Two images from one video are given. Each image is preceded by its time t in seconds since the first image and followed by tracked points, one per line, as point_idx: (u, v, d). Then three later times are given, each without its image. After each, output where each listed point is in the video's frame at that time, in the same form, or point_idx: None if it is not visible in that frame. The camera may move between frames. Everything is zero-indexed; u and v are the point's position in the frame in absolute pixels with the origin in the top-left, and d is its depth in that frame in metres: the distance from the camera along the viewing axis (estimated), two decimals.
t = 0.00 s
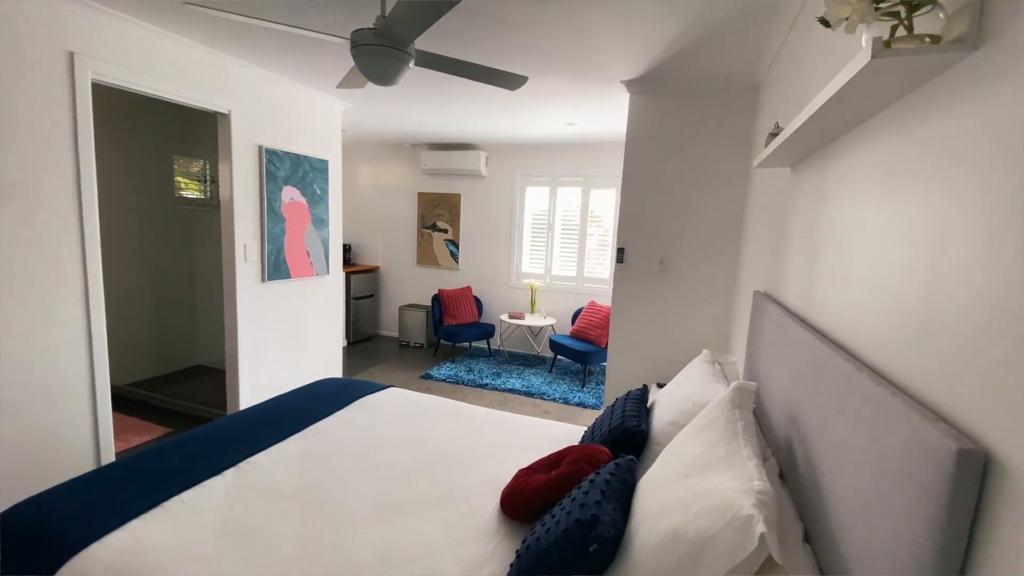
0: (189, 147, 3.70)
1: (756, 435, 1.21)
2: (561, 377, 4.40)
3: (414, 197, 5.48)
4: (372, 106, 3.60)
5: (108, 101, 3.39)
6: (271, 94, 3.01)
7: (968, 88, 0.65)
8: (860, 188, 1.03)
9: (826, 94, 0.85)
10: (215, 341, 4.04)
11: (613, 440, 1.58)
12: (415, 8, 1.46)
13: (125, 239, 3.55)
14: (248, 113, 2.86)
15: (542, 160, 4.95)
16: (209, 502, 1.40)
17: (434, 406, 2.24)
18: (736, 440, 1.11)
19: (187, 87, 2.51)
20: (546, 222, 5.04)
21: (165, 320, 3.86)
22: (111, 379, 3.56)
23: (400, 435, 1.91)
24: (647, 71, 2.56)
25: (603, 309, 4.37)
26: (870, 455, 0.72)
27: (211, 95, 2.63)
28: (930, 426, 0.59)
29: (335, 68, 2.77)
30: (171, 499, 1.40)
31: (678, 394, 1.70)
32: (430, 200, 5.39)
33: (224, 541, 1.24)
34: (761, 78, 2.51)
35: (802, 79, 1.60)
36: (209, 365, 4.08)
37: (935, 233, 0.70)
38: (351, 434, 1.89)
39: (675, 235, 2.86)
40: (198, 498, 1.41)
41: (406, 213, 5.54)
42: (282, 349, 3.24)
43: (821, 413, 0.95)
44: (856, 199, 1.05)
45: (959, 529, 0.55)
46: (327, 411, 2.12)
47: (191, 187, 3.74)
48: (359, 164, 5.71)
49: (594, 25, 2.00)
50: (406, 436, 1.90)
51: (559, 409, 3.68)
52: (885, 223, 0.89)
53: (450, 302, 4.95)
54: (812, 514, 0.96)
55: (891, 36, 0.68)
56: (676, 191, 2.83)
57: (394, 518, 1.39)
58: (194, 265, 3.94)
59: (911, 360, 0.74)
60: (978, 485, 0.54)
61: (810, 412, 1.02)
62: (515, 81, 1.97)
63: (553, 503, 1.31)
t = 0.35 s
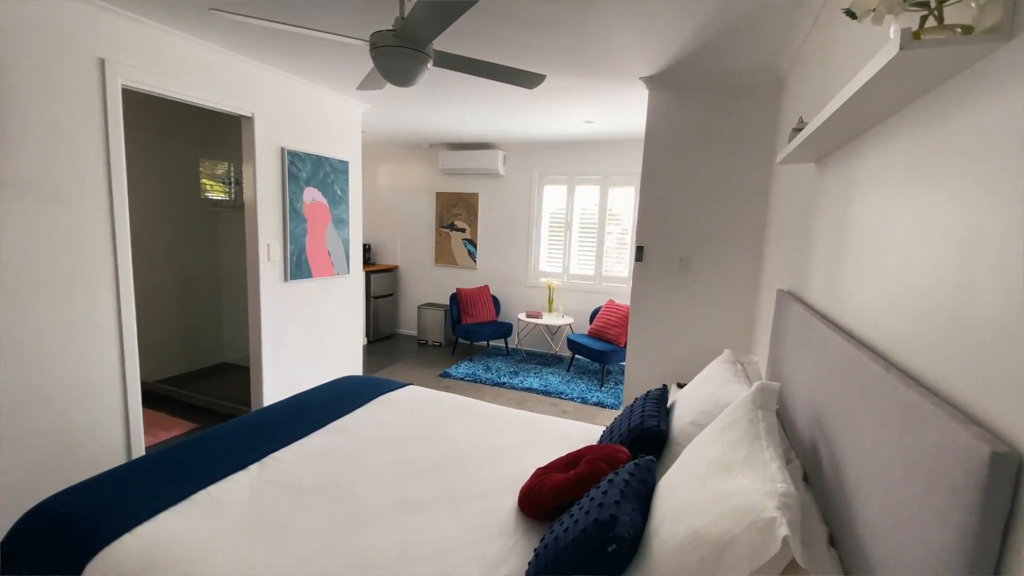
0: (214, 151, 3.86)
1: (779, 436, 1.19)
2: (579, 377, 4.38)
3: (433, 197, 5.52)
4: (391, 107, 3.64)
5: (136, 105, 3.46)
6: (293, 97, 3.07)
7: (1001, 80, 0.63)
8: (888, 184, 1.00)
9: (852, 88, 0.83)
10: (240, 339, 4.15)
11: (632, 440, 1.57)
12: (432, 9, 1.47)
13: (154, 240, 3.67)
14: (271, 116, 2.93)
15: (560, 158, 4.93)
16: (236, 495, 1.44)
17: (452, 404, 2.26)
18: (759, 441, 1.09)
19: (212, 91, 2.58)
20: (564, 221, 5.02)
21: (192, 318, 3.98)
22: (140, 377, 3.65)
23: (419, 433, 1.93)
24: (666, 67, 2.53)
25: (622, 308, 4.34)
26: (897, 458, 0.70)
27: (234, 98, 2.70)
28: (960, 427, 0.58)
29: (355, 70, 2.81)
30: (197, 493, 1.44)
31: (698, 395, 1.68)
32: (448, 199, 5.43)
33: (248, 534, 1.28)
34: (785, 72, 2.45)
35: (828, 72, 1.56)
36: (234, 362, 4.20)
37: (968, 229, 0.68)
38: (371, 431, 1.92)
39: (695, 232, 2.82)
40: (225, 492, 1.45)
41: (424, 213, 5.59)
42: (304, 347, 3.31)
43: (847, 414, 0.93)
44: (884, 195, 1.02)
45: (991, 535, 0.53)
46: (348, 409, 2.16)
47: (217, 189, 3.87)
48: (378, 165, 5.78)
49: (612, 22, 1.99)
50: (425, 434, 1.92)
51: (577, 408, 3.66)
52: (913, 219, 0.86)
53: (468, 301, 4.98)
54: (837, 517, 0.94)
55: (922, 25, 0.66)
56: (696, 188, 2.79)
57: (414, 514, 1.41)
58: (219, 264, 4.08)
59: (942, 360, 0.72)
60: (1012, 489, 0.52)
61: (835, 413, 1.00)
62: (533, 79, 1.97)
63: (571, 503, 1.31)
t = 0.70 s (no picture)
0: (238, 153, 3.94)
1: (802, 438, 1.16)
2: (596, 377, 4.36)
3: (450, 197, 5.56)
4: (409, 108, 3.67)
5: (163, 111, 3.57)
6: (313, 100, 3.13)
7: None
8: (916, 180, 0.98)
9: (879, 82, 0.81)
10: (263, 338, 4.25)
11: (650, 441, 1.56)
12: (450, 12, 1.49)
13: (181, 242, 3.78)
14: (292, 119, 2.99)
15: (577, 157, 4.91)
16: (259, 491, 1.48)
17: (470, 403, 2.27)
18: (781, 443, 1.07)
19: (235, 95, 2.64)
20: (581, 220, 5.00)
21: (217, 317, 4.10)
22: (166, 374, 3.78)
23: (438, 431, 1.95)
24: (685, 64, 2.50)
25: (640, 308, 4.30)
26: (925, 464, 0.68)
27: (257, 102, 2.76)
28: (991, 430, 0.56)
29: (374, 72, 2.85)
30: (221, 488, 1.48)
31: (718, 396, 1.66)
32: (465, 199, 5.45)
33: (269, 528, 1.31)
34: (809, 66, 2.39)
35: (853, 65, 1.53)
36: (257, 361, 4.30)
37: (1001, 226, 0.66)
38: (390, 429, 1.95)
39: (716, 231, 2.77)
40: (250, 487, 1.50)
41: (442, 213, 5.64)
42: (325, 345, 3.37)
43: (873, 416, 0.91)
44: (912, 191, 0.99)
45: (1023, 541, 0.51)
46: (367, 407, 2.20)
47: (239, 191, 3.95)
48: (396, 166, 5.85)
49: (629, 18, 1.97)
50: (443, 432, 1.94)
51: (594, 408, 3.64)
52: (942, 215, 0.84)
53: (485, 301, 5.00)
54: (862, 522, 0.92)
55: (951, 18, 0.64)
56: (716, 186, 2.75)
57: (432, 512, 1.42)
58: (240, 265, 4.16)
59: (972, 361, 0.70)
60: None
61: (861, 416, 0.97)
62: (549, 78, 1.97)
63: (589, 503, 1.31)
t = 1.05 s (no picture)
0: (258, 153, 4.00)
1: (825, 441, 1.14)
2: (613, 377, 4.33)
3: (466, 197, 5.59)
4: (426, 109, 3.71)
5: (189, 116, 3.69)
6: (333, 103, 3.19)
7: None
8: (943, 176, 0.95)
9: (904, 76, 0.79)
10: (284, 337, 4.34)
11: (668, 442, 1.54)
12: (466, 14, 1.50)
13: (206, 243, 3.90)
14: (311, 122, 3.05)
15: (593, 156, 4.89)
16: (281, 486, 1.52)
17: (486, 402, 2.29)
18: (803, 445, 1.06)
19: (257, 99, 2.71)
20: (597, 219, 4.97)
21: (240, 316, 4.20)
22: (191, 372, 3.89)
23: (454, 430, 1.96)
24: (703, 60, 2.47)
25: (658, 307, 4.26)
26: (952, 468, 0.67)
27: (278, 105, 2.82)
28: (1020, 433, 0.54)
29: (391, 74, 2.88)
30: (243, 484, 1.52)
31: (738, 397, 1.63)
32: (481, 199, 5.48)
33: (289, 523, 1.34)
34: (832, 60, 2.34)
35: (878, 59, 1.48)
36: (278, 359, 4.40)
37: None
38: (407, 427, 1.98)
39: (735, 229, 2.73)
40: (271, 482, 1.53)
41: (458, 213, 5.67)
42: (344, 344, 3.42)
43: (898, 418, 0.88)
44: (939, 188, 0.96)
45: None
46: (385, 405, 2.23)
47: (260, 193, 4.06)
48: (413, 166, 5.90)
49: (645, 16, 1.96)
50: (459, 431, 1.95)
51: (611, 409, 3.62)
52: (971, 213, 0.81)
53: (501, 300, 5.01)
54: (887, 527, 0.90)
55: (979, 9, 0.62)
56: (736, 184, 2.70)
57: (448, 510, 1.44)
58: (261, 263, 4.30)
59: (1002, 363, 0.68)
60: None
61: (886, 418, 0.95)
62: (566, 77, 1.97)
63: (606, 503, 1.30)
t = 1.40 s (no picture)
0: (278, 157, 4.07)
1: (847, 445, 1.11)
2: (629, 378, 4.30)
3: (481, 198, 5.61)
4: (441, 110, 3.73)
5: (212, 120, 3.78)
6: (350, 105, 3.23)
7: None
8: (971, 174, 0.92)
9: (931, 71, 0.77)
10: (302, 336, 4.41)
11: (686, 444, 1.53)
12: (483, 15, 1.51)
13: (228, 245, 3.99)
14: (329, 124, 3.09)
15: (609, 155, 4.86)
16: (300, 483, 1.55)
17: (501, 402, 2.29)
18: (824, 449, 1.03)
19: (277, 103, 2.76)
20: (613, 218, 4.95)
21: (260, 316, 4.29)
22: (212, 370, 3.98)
23: (470, 430, 1.97)
24: (721, 57, 2.43)
25: (675, 308, 4.21)
26: (981, 475, 0.65)
27: (297, 108, 2.87)
28: None
29: (407, 76, 2.91)
30: (263, 481, 1.55)
31: (757, 399, 1.61)
32: (496, 200, 5.49)
33: (307, 520, 1.36)
34: (855, 55, 2.28)
35: (903, 53, 1.45)
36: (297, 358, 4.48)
37: None
38: (423, 426, 1.99)
39: (754, 229, 2.68)
40: (291, 479, 1.56)
41: (473, 214, 5.70)
42: (361, 344, 3.47)
43: (924, 422, 0.86)
44: (966, 186, 0.93)
45: None
46: (401, 404, 2.25)
47: (280, 195, 4.11)
48: (429, 167, 5.95)
49: (660, 14, 1.94)
50: (474, 431, 1.96)
51: (627, 410, 3.59)
52: (1000, 211, 0.79)
53: (516, 300, 5.01)
54: (912, 534, 0.87)
55: None
56: (755, 182, 2.66)
57: (463, 509, 1.45)
58: (282, 265, 4.36)
59: None
60: None
61: (911, 422, 0.92)
62: (582, 76, 1.96)
63: (622, 505, 1.30)
